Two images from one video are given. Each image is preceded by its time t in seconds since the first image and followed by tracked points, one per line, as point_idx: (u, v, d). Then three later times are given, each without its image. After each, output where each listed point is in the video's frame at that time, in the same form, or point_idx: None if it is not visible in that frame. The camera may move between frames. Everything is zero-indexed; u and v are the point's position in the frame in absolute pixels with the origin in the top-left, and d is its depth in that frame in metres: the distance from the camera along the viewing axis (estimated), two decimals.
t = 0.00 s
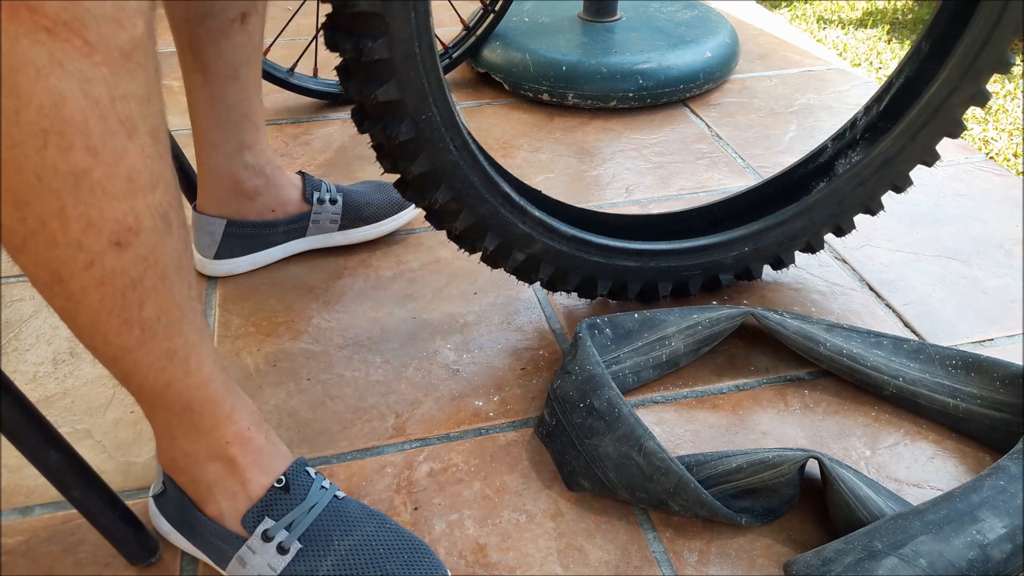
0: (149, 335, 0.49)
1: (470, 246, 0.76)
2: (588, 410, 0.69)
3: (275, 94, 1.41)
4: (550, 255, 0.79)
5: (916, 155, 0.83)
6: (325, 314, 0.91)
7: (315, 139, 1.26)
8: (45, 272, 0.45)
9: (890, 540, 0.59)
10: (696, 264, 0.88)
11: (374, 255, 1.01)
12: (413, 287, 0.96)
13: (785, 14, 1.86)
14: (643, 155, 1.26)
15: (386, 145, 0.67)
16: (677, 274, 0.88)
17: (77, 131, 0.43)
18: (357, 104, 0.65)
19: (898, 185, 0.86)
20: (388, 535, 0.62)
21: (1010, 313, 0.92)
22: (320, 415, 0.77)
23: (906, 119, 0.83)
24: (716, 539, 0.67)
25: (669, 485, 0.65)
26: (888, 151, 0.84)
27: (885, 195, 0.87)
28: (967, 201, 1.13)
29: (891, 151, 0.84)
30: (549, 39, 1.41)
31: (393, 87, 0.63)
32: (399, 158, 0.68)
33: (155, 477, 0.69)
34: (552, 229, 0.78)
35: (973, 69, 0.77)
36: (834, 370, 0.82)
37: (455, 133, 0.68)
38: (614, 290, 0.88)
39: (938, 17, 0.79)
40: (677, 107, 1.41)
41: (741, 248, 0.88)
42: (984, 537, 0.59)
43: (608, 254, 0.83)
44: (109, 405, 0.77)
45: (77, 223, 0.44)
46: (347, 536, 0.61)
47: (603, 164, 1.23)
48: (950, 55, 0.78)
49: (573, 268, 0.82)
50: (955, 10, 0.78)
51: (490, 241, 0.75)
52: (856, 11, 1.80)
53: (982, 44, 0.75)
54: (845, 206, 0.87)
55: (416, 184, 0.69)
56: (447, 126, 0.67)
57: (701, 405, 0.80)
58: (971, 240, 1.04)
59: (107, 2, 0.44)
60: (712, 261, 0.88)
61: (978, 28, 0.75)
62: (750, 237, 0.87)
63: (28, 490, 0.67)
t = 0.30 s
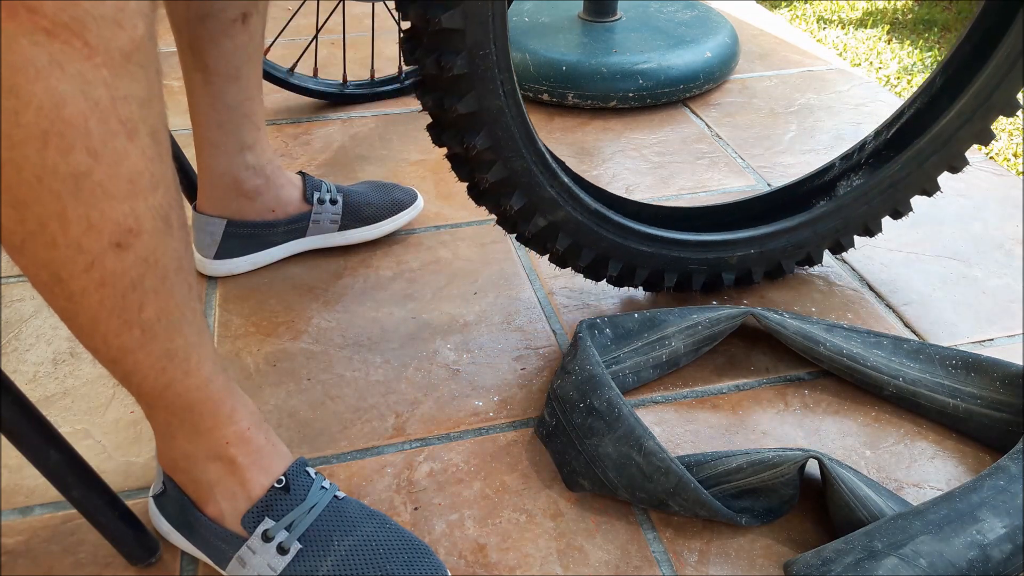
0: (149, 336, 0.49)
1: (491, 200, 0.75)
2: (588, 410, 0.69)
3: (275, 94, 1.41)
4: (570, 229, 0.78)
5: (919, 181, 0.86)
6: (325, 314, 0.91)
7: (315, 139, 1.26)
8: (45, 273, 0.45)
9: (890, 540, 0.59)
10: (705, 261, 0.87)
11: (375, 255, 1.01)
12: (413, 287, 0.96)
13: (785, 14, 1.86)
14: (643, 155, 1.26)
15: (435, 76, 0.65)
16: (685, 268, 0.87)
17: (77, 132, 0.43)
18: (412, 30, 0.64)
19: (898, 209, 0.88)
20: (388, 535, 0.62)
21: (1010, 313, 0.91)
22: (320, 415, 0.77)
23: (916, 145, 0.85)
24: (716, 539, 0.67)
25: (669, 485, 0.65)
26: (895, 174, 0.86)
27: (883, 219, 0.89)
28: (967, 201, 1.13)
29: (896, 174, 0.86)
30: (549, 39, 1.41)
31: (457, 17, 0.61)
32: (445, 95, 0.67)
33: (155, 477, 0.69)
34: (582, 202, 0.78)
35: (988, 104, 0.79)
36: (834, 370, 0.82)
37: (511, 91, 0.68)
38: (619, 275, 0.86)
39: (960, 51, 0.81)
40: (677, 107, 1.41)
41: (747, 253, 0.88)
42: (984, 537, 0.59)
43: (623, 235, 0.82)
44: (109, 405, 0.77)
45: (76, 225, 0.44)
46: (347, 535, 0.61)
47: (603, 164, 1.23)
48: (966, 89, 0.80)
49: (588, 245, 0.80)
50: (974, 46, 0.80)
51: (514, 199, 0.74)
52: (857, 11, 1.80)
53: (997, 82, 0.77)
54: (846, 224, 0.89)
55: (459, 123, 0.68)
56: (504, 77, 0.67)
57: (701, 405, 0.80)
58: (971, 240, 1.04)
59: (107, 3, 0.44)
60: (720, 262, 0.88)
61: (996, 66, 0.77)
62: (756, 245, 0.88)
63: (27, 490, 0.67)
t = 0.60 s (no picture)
0: (148, 334, 0.49)
1: (494, 167, 0.75)
2: (588, 410, 0.69)
3: (275, 94, 1.41)
4: (570, 214, 0.78)
5: (923, 183, 0.88)
6: (325, 314, 0.91)
7: (315, 139, 1.26)
8: (45, 269, 0.45)
9: (890, 540, 0.59)
10: (716, 257, 0.89)
11: (374, 255, 1.01)
12: (413, 287, 0.96)
13: (785, 14, 1.86)
14: (643, 155, 1.26)
15: (471, 29, 0.64)
16: (699, 263, 0.89)
17: (76, 127, 0.43)
18: None
19: (898, 211, 0.90)
20: (388, 535, 0.62)
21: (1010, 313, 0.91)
22: (320, 415, 0.77)
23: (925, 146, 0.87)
24: (716, 539, 0.67)
25: (669, 485, 0.65)
26: (900, 175, 0.88)
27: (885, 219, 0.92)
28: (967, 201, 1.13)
29: (902, 175, 0.88)
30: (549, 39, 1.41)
31: None
32: (478, 53, 0.66)
33: (155, 477, 0.69)
34: (589, 185, 0.77)
35: (998, 109, 0.80)
36: (834, 370, 0.82)
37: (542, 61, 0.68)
38: (615, 270, 0.86)
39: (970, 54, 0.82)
40: (677, 107, 1.41)
41: (754, 250, 0.90)
42: (985, 537, 0.59)
43: (636, 229, 0.83)
44: (109, 405, 0.77)
45: (75, 220, 0.44)
46: (346, 535, 0.61)
47: (603, 164, 1.23)
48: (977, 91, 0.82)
49: (602, 239, 0.81)
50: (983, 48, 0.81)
51: (519, 169, 0.73)
52: (856, 11, 1.80)
53: (1011, 85, 0.78)
54: (850, 224, 0.91)
55: (487, 83, 0.67)
56: (536, 44, 0.66)
57: (701, 404, 0.80)
58: (971, 240, 1.04)
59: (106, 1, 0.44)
60: (730, 258, 0.90)
61: (1006, 71, 0.78)
62: (766, 241, 0.90)
63: (27, 490, 0.67)
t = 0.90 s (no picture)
0: (141, 336, 0.49)
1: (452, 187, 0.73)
2: (588, 410, 0.69)
3: (275, 94, 1.41)
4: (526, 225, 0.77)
5: (890, 189, 0.85)
6: (325, 314, 0.91)
7: (315, 139, 1.26)
8: (38, 273, 0.45)
9: (890, 541, 0.59)
10: (671, 258, 0.88)
11: (374, 255, 1.01)
12: (413, 287, 0.96)
13: (785, 14, 1.86)
14: (643, 155, 1.26)
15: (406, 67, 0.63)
16: (654, 265, 0.88)
17: (63, 130, 0.43)
18: None
19: (868, 217, 0.88)
20: (388, 534, 0.62)
21: (1010, 313, 0.92)
22: (320, 415, 0.77)
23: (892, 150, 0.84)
24: (716, 539, 0.67)
25: (669, 485, 0.65)
26: (865, 180, 0.86)
27: (852, 227, 0.90)
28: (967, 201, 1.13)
29: (875, 180, 0.85)
30: (549, 39, 1.41)
31: None
32: (421, 87, 0.64)
33: (155, 477, 0.69)
34: (546, 195, 0.76)
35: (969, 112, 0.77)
36: (834, 370, 0.82)
37: (483, 82, 0.66)
38: (578, 273, 0.85)
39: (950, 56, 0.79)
40: (677, 107, 1.41)
41: (721, 253, 0.90)
42: (985, 537, 0.59)
43: (598, 236, 0.82)
44: (109, 405, 0.77)
45: (66, 224, 0.44)
46: (346, 535, 0.61)
47: (603, 164, 1.23)
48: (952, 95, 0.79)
49: (569, 247, 0.82)
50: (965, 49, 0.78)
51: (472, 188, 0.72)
52: (856, 11, 1.81)
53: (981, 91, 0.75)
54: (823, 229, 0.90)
55: (429, 113, 0.66)
56: (478, 68, 0.64)
57: (701, 405, 0.80)
58: (971, 240, 1.04)
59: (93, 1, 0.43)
60: (685, 258, 0.89)
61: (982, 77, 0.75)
62: (723, 242, 0.90)
63: (27, 490, 0.67)
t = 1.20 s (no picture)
0: (142, 338, 0.49)
1: (368, 189, 0.71)
2: (588, 410, 0.69)
3: (275, 94, 1.41)
4: (455, 226, 0.75)
5: (813, 164, 0.89)
6: (325, 314, 0.91)
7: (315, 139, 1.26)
8: (39, 275, 0.45)
9: (890, 540, 0.59)
10: (609, 255, 0.88)
11: (375, 255, 1.01)
12: (413, 287, 0.96)
13: (785, 14, 1.86)
14: (643, 155, 1.26)
15: (307, 59, 0.61)
16: (593, 263, 0.87)
17: (66, 134, 0.43)
18: None
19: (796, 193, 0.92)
20: (388, 535, 0.62)
21: (1011, 313, 0.92)
22: (320, 415, 0.77)
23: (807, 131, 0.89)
24: (716, 539, 0.67)
25: (669, 486, 0.65)
26: (789, 160, 0.89)
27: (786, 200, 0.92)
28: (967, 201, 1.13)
29: (809, 143, 0.88)
30: (549, 39, 1.41)
31: None
32: (315, 72, 0.62)
33: (155, 477, 0.69)
34: (464, 192, 0.75)
35: (875, 79, 0.83)
36: (834, 370, 0.82)
37: (387, 72, 0.65)
38: (513, 280, 0.84)
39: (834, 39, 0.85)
40: (677, 107, 1.41)
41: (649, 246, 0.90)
42: (985, 537, 0.59)
43: (520, 235, 0.80)
44: (109, 405, 0.77)
45: (69, 226, 0.44)
46: (347, 535, 0.61)
47: (603, 164, 1.23)
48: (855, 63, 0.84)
49: (494, 250, 0.79)
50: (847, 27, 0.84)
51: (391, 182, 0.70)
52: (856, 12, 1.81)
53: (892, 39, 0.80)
54: (766, 198, 0.91)
55: (334, 106, 0.64)
56: (378, 55, 0.63)
57: (701, 405, 0.80)
58: (971, 240, 1.04)
59: (96, 4, 0.44)
60: (624, 255, 0.89)
61: (877, 45, 0.81)
62: (660, 236, 0.90)
63: (27, 490, 0.67)
